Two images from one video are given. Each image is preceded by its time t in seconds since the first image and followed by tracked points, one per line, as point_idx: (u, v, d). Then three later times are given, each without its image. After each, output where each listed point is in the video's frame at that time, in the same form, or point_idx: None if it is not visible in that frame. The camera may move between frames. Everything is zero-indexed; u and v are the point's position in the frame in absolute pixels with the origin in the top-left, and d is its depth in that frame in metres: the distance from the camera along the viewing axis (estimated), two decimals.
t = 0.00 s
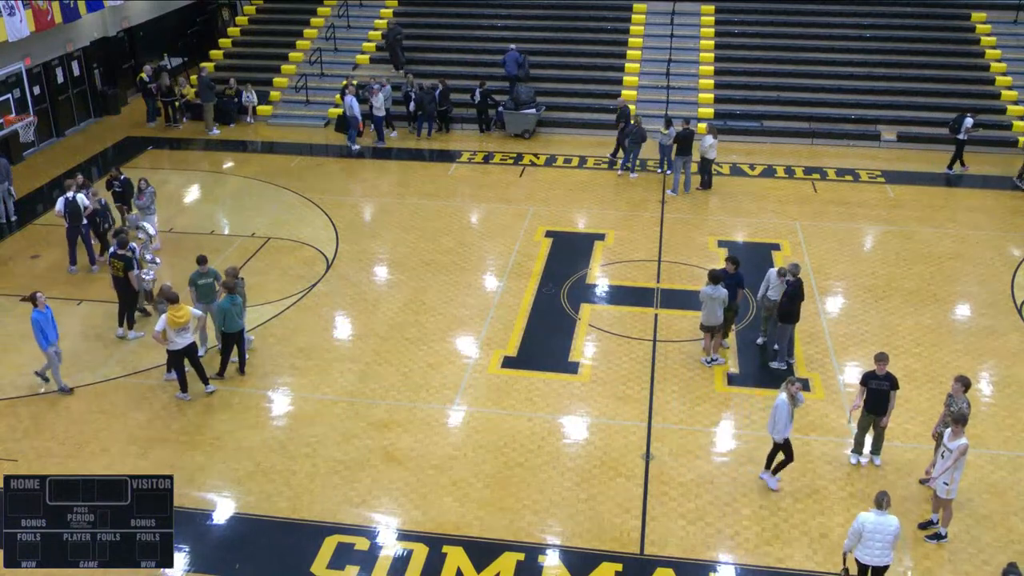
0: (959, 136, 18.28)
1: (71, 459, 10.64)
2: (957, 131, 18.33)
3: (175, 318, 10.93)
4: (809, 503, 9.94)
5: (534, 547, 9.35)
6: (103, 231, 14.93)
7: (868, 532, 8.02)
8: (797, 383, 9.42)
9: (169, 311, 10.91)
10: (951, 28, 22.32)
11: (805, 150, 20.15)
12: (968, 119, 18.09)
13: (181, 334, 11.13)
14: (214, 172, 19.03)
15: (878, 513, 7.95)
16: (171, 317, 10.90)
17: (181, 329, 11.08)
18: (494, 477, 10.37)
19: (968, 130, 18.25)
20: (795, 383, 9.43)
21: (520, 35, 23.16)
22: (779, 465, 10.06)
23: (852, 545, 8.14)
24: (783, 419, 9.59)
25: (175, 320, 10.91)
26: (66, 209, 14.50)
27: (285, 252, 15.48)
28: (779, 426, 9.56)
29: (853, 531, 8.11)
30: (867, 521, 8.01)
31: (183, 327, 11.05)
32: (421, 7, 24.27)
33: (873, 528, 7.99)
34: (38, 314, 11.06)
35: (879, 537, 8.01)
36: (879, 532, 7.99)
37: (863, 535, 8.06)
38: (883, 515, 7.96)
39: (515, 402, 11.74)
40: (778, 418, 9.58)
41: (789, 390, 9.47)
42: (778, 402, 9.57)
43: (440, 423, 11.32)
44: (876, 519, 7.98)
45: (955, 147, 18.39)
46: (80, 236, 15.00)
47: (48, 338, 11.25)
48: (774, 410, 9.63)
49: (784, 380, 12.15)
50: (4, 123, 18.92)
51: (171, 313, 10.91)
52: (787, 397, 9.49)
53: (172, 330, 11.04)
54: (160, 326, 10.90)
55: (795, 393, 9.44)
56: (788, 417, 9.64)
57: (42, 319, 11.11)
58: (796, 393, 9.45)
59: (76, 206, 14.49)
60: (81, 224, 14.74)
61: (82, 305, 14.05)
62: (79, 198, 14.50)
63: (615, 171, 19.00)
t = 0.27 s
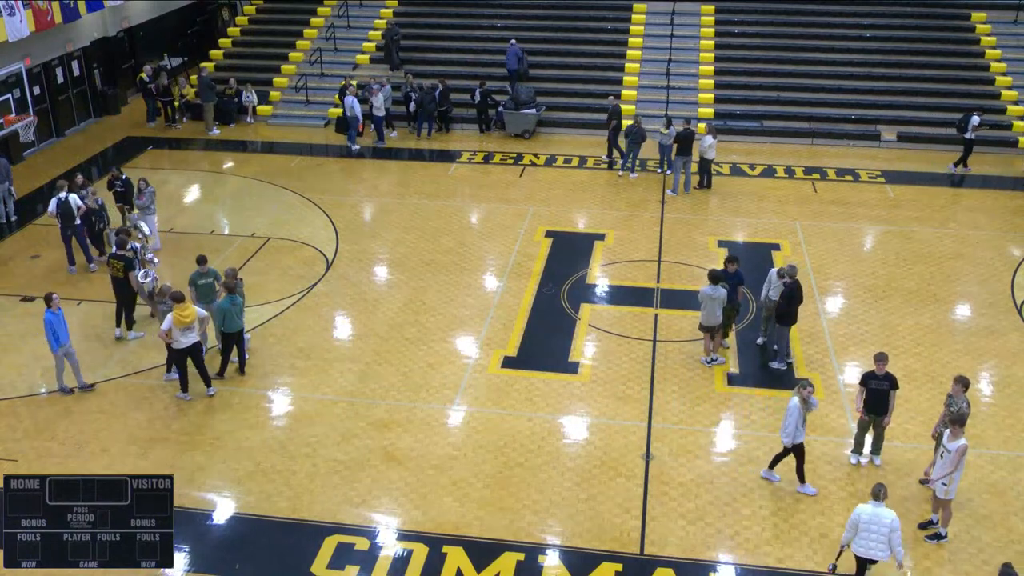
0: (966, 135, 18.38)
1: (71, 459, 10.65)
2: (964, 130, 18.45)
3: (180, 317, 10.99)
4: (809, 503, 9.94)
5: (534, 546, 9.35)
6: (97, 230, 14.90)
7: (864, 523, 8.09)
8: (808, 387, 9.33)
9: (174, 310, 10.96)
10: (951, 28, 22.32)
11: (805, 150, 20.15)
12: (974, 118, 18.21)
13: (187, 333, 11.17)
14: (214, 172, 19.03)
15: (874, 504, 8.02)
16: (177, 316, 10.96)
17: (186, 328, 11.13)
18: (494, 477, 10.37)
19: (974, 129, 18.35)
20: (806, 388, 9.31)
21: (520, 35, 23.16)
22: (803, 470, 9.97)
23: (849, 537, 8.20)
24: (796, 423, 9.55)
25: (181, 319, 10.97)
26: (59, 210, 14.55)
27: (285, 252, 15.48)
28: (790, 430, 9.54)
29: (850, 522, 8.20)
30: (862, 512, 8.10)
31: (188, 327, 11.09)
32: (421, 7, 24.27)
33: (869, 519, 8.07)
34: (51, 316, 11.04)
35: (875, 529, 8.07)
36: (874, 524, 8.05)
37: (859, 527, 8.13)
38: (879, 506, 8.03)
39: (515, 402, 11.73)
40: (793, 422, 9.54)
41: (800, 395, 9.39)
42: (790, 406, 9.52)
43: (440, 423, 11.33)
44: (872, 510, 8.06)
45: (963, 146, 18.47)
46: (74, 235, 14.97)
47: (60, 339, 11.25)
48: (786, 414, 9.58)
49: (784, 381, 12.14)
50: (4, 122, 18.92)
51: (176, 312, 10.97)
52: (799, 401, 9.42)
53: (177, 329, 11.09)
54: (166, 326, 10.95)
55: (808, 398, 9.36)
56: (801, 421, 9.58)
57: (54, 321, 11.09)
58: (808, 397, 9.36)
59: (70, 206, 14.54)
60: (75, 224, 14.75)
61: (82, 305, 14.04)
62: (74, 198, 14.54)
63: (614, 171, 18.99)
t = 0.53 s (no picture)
0: (973, 134, 18.30)
1: (71, 459, 10.65)
2: (970, 130, 18.35)
3: (189, 317, 11.01)
4: (809, 504, 9.94)
5: (534, 546, 9.35)
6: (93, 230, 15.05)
7: (867, 519, 8.11)
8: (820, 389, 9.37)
9: (183, 310, 10.97)
10: (951, 28, 22.32)
11: (805, 150, 20.15)
12: (981, 117, 18.12)
13: (195, 333, 11.20)
14: (214, 172, 19.03)
15: (876, 500, 8.03)
16: (186, 316, 10.98)
17: (195, 328, 11.15)
18: (494, 477, 10.38)
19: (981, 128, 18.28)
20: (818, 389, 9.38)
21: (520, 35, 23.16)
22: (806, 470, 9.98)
23: (851, 532, 8.23)
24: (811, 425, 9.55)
25: (190, 319, 10.99)
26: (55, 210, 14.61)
27: (286, 252, 15.48)
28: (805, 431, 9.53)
29: (852, 518, 8.21)
30: (865, 508, 8.10)
31: (197, 327, 11.11)
32: (421, 7, 24.27)
33: (871, 515, 8.08)
34: (65, 318, 10.99)
35: (878, 524, 8.09)
36: (876, 519, 8.07)
37: (861, 522, 8.15)
38: (881, 502, 8.04)
39: (515, 402, 11.74)
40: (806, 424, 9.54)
41: (812, 397, 9.43)
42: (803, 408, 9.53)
43: (440, 423, 11.33)
44: (874, 506, 8.07)
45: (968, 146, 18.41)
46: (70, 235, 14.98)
47: (74, 342, 11.18)
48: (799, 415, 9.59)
49: (784, 381, 12.14)
50: (4, 123, 18.93)
51: (185, 312, 10.99)
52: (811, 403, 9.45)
53: (186, 329, 11.10)
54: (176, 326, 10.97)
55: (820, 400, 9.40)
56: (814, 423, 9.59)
57: (68, 323, 11.03)
58: (819, 400, 9.40)
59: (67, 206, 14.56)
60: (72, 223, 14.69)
61: (81, 305, 14.04)
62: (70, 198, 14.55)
63: (614, 171, 18.99)
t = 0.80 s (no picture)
0: (980, 135, 18.28)
1: (72, 458, 10.65)
2: (978, 130, 18.33)
3: (196, 317, 11.02)
4: (809, 503, 9.94)
5: (534, 546, 9.35)
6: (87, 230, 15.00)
7: (869, 513, 8.16)
8: (832, 397, 9.15)
9: (191, 310, 10.98)
10: (951, 28, 22.32)
11: (805, 150, 20.15)
12: (989, 118, 18.06)
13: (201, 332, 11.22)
14: (214, 172, 19.03)
15: (879, 493, 8.11)
16: (193, 316, 10.99)
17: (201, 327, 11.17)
18: (494, 477, 10.38)
19: (989, 129, 18.23)
20: (829, 396, 9.15)
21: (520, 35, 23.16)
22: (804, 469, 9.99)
23: (853, 528, 8.27)
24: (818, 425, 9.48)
25: (198, 319, 11.00)
26: (53, 209, 14.64)
27: (286, 252, 15.48)
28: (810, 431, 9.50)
29: (854, 513, 8.24)
30: (868, 502, 8.16)
31: (204, 326, 11.11)
32: (420, 7, 24.27)
33: (875, 509, 8.14)
34: (79, 317, 11.01)
35: (880, 518, 8.15)
36: (880, 513, 8.13)
37: (864, 517, 8.19)
38: (884, 495, 8.12)
39: (515, 402, 11.73)
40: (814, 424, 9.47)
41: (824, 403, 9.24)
42: (814, 408, 9.41)
43: (440, 423, 11.33)
44: (878, 500, 8.14)
45: (976, 147, 18.39)
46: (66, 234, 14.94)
47: (87, 342, 11.18)
48: (807, 413, 9.53)
49: (784, 381, 12.15)
50: (4, 122, 18.95)
51: (192, 312, 11.00)
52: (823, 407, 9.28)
53: (193, 328, 11.12)
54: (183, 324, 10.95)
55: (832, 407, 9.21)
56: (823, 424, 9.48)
57: (82, 322, 11.06)
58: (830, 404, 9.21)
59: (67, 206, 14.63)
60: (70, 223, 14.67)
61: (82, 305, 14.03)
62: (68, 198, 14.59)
63: (614, 171, 18.98)
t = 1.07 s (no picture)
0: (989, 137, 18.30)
1: (72, 458, 10.65)
2: (986, 131, 18.36)
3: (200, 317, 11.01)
4: (808, 503, 9.94)
5: (534, 546, 9.36)
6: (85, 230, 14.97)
7: (875, 504, 8.18)
8: (837, 407, 9.05)
9: (194, 310, 10.97)
10: (951, 28, 22.31)
11: (805, 150, 20.15)
12: (998, 120, 18.07)
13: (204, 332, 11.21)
14: (214, 172, 19.03)
15: (887, 486, 8.09)
16: (197, 316, 10.97)
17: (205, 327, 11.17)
18: (494, 477, 10.38)
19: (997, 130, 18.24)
20: (835, 405, 9.06)
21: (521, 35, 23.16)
22: (806, 467, 10.03)
23: (859, 517, 8.31)
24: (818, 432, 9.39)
25: (202, 319, 10.99)
26: (52, 209, 14.60)
27: (286, 252, 15.48)
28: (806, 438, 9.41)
29: (861, 503, 8.28)
30: (874, 494, 8.17)
31: (207, 326, 11.11)
32: (421, 7, 24.27)
33: (881, 501, 8.14)
34: (91, 318, 10.97)
35: (886, 511, 8.16)
36: (886, 505, 8.13)
37: (870, 507, 8.22)
38: (891, 489, 8.10)
39: (515, 402, 11.74)
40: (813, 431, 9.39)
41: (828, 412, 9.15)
42: (814, 414, 9.33)
43: (440, 423, 11.33)
44: (884, 492, 8.13)
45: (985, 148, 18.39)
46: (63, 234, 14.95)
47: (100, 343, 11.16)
48: (807, 419, 9.44)
49: (784, 381, 12.15)
50: (4, 123, 18.94)
51: (196, 312, 10.99)
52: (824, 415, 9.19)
53: (196, 328, 11.10)
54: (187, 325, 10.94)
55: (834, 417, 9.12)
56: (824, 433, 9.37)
57: (95, 323, 11.03)
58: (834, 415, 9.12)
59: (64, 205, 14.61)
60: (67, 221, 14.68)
61: (82, 305, 14.03)
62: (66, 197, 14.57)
63: (614, 171, 18.99)
